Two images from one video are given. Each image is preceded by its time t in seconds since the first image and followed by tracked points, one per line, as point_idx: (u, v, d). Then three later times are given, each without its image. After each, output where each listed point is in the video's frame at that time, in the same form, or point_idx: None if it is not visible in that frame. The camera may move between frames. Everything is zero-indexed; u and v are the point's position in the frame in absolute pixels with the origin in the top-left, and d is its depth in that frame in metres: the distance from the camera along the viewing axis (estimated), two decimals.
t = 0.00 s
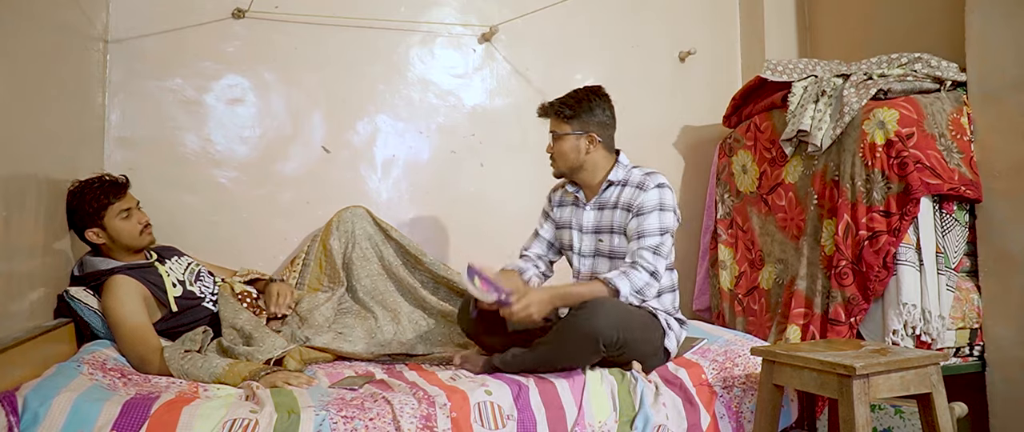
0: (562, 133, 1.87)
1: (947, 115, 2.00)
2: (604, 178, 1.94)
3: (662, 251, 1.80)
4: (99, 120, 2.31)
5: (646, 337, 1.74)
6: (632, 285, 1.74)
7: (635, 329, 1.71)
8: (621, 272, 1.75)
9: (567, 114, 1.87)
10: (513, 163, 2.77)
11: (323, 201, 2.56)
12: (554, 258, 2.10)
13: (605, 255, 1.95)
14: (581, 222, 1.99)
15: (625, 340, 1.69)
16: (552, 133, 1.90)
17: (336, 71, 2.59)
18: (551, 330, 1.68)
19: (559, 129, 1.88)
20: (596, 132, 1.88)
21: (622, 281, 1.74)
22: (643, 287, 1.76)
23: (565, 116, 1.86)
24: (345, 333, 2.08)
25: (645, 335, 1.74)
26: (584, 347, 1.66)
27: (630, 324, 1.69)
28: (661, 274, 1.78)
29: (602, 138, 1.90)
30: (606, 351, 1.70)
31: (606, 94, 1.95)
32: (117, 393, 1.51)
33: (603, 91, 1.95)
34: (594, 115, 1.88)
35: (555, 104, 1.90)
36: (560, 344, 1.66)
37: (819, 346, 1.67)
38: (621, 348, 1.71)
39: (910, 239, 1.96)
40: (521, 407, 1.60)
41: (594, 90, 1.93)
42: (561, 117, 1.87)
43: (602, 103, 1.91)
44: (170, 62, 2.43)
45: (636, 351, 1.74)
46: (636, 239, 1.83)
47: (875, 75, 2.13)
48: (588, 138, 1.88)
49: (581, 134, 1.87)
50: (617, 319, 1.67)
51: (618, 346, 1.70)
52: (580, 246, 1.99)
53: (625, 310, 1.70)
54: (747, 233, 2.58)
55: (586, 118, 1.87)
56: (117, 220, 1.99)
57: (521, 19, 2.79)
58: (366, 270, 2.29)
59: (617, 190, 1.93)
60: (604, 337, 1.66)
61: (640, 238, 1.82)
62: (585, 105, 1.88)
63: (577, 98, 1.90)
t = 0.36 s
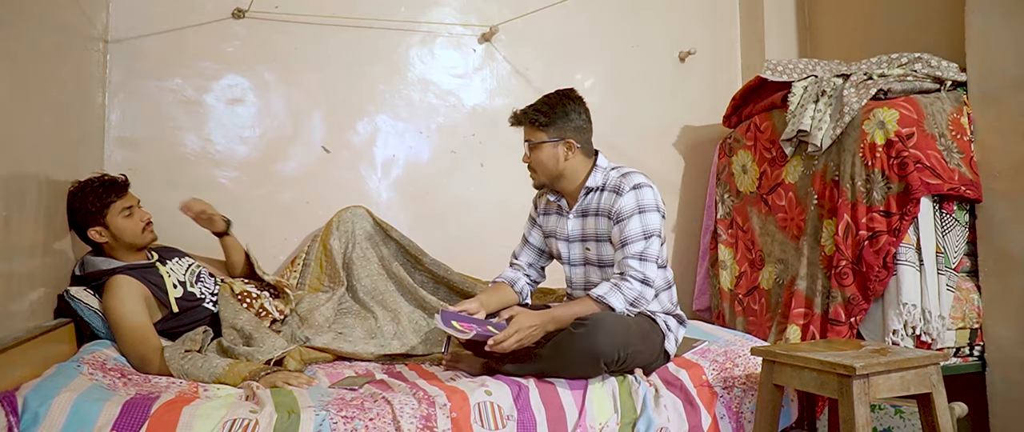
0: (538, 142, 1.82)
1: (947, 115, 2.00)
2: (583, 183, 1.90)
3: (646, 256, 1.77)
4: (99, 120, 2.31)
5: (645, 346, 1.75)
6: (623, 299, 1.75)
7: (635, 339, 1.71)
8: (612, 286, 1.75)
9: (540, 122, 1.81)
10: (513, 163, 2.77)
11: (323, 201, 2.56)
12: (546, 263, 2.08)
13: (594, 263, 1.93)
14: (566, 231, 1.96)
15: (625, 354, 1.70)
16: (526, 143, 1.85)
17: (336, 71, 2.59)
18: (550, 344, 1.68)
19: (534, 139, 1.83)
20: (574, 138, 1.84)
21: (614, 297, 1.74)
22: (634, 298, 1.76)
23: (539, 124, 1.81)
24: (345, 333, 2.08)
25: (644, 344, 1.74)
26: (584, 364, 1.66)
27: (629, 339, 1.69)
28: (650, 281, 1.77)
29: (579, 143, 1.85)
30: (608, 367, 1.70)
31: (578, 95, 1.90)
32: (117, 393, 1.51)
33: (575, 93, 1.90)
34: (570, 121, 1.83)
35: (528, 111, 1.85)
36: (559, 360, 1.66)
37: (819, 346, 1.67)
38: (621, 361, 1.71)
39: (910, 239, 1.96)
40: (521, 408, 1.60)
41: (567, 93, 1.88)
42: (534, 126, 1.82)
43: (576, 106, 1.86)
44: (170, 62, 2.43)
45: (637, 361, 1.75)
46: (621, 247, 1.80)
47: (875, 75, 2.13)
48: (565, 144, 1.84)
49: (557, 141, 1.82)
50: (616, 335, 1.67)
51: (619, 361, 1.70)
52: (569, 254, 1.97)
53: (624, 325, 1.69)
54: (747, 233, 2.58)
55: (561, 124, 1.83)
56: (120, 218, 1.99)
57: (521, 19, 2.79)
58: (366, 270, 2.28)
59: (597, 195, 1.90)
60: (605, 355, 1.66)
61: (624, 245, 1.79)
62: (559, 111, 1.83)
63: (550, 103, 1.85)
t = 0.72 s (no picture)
0: (534, 149, 1.82)
1: (947, 115, 2.00)
2: (584, 186, 1.90)
3: (649, 256, 1.77)
4: (99, 121, 2.31)
5: (644, 343, 1.75)
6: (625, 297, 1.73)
7: (635, 336, 1.72)
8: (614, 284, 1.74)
9: (534, 129, 1.81)
10: (513, 163, 2.77)
11: (323, 201, 2.56)
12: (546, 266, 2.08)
13: (594, 265, 1.93)
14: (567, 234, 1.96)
15: (625, 350, 1.70)
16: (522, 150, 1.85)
17: (336, 71, 2.59)
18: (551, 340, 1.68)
19: (530, 145, 1.82)
20: (570, 144, 1.83)
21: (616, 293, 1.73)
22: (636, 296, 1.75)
23: (535, 131, 1.81)
24: (345, 333, 2.08)
25: (645, 340, 1.75)
26: (584, 359, 1.66)
27: (629, 333, 1.70)
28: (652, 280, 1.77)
29: (575, 148, 1.85)
30: (608, 361, 1.71)
31: (571, 99, 1.89)
32: (117, 393, 1.51)
33: (569, 97, 1.89)
34: (566, 127, 1.83)
35: (522, 118, 1.84)
36: (560, 356, 1.66)
37: (819, 346, 1.67)
38: (620, 356, 1.71)
39: (910, 239, 1.96)
40: (521, 407, 1.60)
41: (561, 99, 1.87)
42: (530, 133, 1.81)
43: (571, 112, 1.86)
44: (169, 62, 2.43)
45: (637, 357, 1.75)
46: (623, 247, 1.80)
47: (875, 75, 2.13)
48: (562, 151, 1.83)
49: (554, 148, 1.82)
50: (616, 330, 1.67)
51: (619, 356, 1.70)
52: (569, 256, 1.97)
53: (625, 320, 1.69)
54: (747, 233, 2.58)
55: (557, 131, 1.82)
56: (121, 216, 2.00)
57: (521, 19, 2.79)
58: (366, 270, 2.28)
59: (598, 197, 1.90)
60: (604, 349, 1.66)
61: (626, 245, 1.79)
62: (553, 117, 1.82)
63: (545, 110, 1.84)
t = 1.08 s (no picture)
0: (541, 148, 1.82)
1: (947, 115, 2.00)
2: (584, 187, 1.90)
3: (649, 257, 1.77)
4: (99, 121, 2.31)
5: (644, 342, 1.75)
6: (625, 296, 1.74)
7: (635, 334, 1.72)
8: (614, 283, 1.74)
9: (542, 127, 1.81)
10: (514, 163, 2.77)
11: (323, 201, 2.56)
12: (545, 267, 2.08)
13: (594, 266, 1.92)
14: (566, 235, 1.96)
15: (625, 349, 1.70)
16: (528, 149, 1.85)
17: (336, 71, 2.59)
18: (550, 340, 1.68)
19: (536, 144, 1.82)
20: (576, 145, 1.84)
21: (617, 293, 1.73)
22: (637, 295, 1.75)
23: (542, 130, 1.81)
24: (345, 333, 2.08)
25: (645, 338, 1.74)
26: (584, 358, 1.66)
27: (629, 332, 1.70)
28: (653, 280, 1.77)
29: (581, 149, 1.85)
30: (609, 360, 1.71)
31: (578, 100, 1.89)
32: (117, 393, 1.51)
33: (575, 97, 1.90)
34: (574, 127, 1.83)
35: (530, 117, 1.84)
36: (560, 355, 1.66)
37: (819, 346, 1.67)
38: (620, 355, 1.71)
39: (910, 239, 1.96)
40: (522, 407, 1.60)
41: (569, 99, 1.87)
42: (538, 133, 1.81)
43: (578, 113, 1.86)
44: (170, 62, 2.43)
45: (637, 356, 1.75)
46: (623, 247, 1.80)
47: (875, 75, 2.13)
48: (568, 151, 1.84)
49: (561, 148, 1.82)
50: (616, 329, 1.67)
51: (619, 355, 1.70)
52: (569, 257, 1.97)
53: (625, 319, 1.69)
54: (747, 233, 2.58)
55: (564, 131, 1.82)
56: (130, 221, 2.00)
57: (521, 19, 2.79)
58: (366, 270, 2.28)
59: (599, 198, 1.90)
60: (604, 348, 1.66)
61: (626, 245, 1.79)
62: (562, 117, 1.82)
63: (553, 109, 1.84)
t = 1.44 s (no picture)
0: (555, 146, 1.82)
1: (947, 115, 2.00)
2: (597, 187, 1.90)
3: (657, 258, 1.77)
4: (99, 121, 2.31)
5: (645, 341, 1.75)
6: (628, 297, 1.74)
7: (635, 334, 1.72)
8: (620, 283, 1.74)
9: (558, 126, 1.81)
10: (514, 163, 2.77)
11: (323, 201, 2.56)
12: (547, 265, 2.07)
13: (599, 265, 1.92)
14: (574, 233, 1.96)
15: (625, 348, 1.70)
16: (542, 147, 1.84)
17: (336, 71, 2.59)
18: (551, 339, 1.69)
19: (550, 142, 1.82)
20: (592, 145, 1.84)
21: (620, 293, 1.73)
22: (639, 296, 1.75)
23: (558, 129, 1.81)
24: (345, 332, 2.08)
25: (645, 338, 1.74)
26: (584, 358, 1.67)
27: (629, 332, 1.70)
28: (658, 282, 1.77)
29: (595, 148, 1.86)
30: (609, 360, 1.71)
31: (592, 97, 1.89)
32: (117, 393, 1.51)
33: (590, 95, 1.90)
34: (589, 126, 1.83)
35: (545, 115, 1.83)
36: (559, 354, 1.67)
37: (819, 346, 1.67)
38: (621, 355, 1.71)
39: (910, 239, 1.96)
40: (522, 407, 1.60)
41: (583, 97, 1.87)
42: (553, 131, 1.81)
43: (594, 111, 1.86)
44: (170, 62, 2.43)
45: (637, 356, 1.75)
46: (631, 248, 1.80)
47: (875, 75, 2.13)
48: (583, 150, 1.84)
49: (576, 147, 1.83)
50: (617, 328, 1.67)
51: (619, 354, 1.70)
52: (576, 255, 1.97)
53: (625, 318, 1.69)
54: (747, 233, 2.58)
55: (580, 130, 1.83)
56: (139, 226, 1.99)
57: (521, 19, 2.79)
58: (366, 270, 2.28)
59: (611, 197, 1.90)
60: (604, 348, 1.66)
61: (634, 246, 1.79)
62: (577, 115, 1.82)
63: (569, 107, 1.83)
